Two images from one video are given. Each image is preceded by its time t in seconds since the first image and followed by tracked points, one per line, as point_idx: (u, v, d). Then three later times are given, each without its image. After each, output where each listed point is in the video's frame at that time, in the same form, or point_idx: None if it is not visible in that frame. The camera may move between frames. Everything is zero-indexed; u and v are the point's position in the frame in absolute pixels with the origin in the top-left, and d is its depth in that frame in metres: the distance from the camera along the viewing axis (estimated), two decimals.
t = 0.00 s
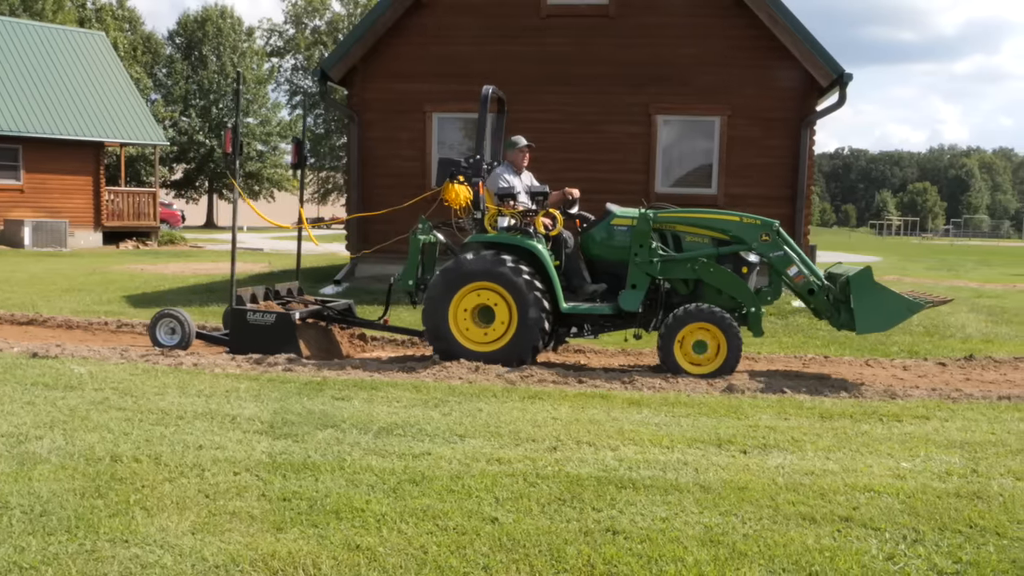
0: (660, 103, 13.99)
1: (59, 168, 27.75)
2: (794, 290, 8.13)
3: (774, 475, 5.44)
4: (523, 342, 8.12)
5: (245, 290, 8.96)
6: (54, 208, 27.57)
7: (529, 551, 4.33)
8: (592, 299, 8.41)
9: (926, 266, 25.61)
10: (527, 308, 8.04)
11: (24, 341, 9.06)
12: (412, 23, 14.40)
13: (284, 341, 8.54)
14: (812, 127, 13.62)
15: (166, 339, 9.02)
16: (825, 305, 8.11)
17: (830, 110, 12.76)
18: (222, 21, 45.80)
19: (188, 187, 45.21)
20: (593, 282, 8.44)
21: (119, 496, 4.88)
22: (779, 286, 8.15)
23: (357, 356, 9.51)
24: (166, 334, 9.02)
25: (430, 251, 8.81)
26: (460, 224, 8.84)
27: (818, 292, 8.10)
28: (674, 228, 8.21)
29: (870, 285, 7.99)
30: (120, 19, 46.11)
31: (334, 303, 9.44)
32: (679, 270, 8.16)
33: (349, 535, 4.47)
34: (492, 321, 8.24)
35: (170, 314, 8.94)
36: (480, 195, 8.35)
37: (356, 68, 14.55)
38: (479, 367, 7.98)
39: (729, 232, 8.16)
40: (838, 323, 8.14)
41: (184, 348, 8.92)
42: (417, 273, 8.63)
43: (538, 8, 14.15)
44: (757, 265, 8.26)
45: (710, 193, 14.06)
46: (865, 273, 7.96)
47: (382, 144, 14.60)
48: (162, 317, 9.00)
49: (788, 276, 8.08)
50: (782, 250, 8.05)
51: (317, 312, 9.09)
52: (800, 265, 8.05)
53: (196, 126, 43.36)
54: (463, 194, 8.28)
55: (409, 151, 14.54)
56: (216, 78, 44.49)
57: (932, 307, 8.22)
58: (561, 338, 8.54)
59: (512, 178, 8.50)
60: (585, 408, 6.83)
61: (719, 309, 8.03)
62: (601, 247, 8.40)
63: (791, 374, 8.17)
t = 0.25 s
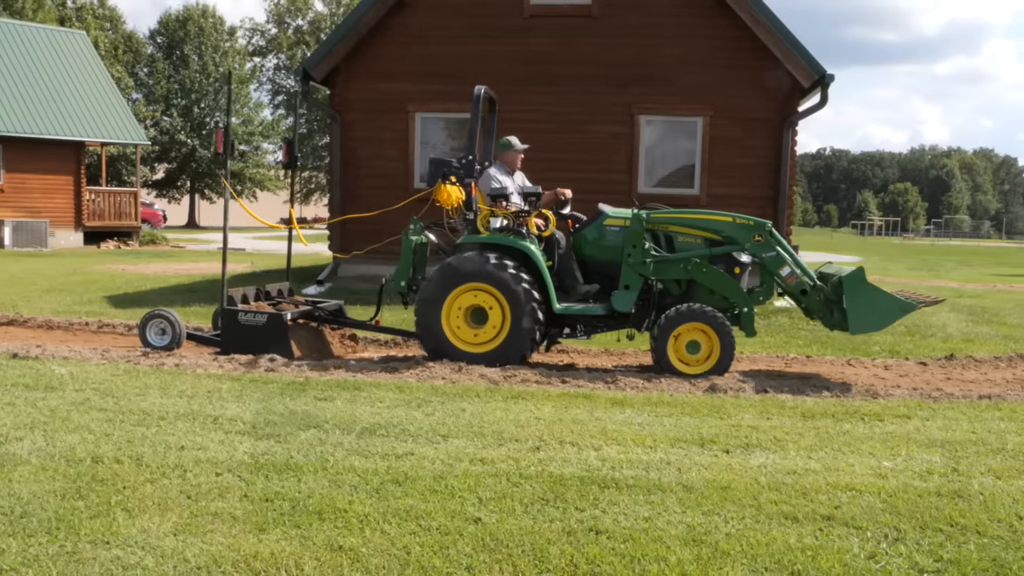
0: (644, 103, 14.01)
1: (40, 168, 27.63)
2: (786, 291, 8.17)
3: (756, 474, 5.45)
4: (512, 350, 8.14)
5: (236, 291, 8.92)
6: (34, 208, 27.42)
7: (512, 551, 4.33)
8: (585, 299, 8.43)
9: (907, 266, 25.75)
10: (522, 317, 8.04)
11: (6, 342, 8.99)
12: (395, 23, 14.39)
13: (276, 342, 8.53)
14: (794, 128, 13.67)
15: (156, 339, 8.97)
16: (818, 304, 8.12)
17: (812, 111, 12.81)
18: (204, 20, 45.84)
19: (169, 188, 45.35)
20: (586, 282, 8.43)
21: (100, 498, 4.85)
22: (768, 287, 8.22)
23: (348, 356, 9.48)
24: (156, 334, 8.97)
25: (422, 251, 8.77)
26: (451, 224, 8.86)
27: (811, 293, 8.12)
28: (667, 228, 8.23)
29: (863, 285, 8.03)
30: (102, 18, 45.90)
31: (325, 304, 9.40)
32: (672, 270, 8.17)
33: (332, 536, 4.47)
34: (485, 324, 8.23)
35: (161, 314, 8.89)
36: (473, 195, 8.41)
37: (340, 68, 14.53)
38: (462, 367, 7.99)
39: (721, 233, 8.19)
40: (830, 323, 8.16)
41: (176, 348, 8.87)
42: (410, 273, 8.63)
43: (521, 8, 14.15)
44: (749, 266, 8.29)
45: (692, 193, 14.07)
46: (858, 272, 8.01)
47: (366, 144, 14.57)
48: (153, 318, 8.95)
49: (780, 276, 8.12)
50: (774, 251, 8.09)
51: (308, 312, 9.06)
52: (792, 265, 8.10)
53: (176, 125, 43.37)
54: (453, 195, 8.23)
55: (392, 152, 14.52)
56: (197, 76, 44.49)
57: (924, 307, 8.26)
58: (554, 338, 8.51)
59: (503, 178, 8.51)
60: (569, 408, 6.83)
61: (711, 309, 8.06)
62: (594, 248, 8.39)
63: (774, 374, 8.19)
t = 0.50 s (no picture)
0: (628, 103, 14.03)
1: (21, 168, 27.50)
2: (780, 291, 8.19)
3: (740, 474, 5.47)
4: (501, 356, 8.17)
5: (229, 290, 8.90)
6: (16, 208, 27.26)
7: (497, 551, 4.33)
8: (579, 299, 8.39)
9: (891, 266, 25.84)
10: (517, 326, 8.07)
11: None
12: (378, 23, 14.37)
13: (269, 343, 8.51)
14: (777, 128, 13.73)
15: (147, 340, 8.94)
16: (811, 304, 8.16)
17: (795, 112, 12.85)
18: (188, 19, 45.70)
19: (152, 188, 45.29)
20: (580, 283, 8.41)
21: (83, 499, 4.83)
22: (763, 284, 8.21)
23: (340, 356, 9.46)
24: (147, 335, 8.94)
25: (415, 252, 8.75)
26: (444, 224, 8.79)
27: (805, 292, 8.15)
28: (661, 228, 8.23)
29: (857, 285, 8.05)
30: (86, 17, 45.68)
31: (317, 304, 9.38)
32: (666, 271, 8.18)
33: (316, 536, 4.46)
34: (479, 327, 8.23)
35: (152, 315, 8.86)
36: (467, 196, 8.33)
37: (324, 68, 14.49)
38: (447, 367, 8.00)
39: (715, 233, 8.21)
40: (824, 323, 8.17)
41: (167, 349, 8.84)
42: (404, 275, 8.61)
43: (506, 8, 14.15)
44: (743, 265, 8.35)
45: (677, 193, 14.11)
46: (853, 272, 8.03)
47: (351, 144, 14.55)
48: (144, 319, 8.92)
49: (774, 277, 8.12)
50: (768, 251, 8.08)
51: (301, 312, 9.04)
52: (786, 265, 8.10)
53: (160, 125, 43.25)
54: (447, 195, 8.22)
55: (377, 152, 14.50)
56: (181, 75, 44.42)
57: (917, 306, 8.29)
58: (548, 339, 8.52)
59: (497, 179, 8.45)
60: (553, 408, 6.84)
61: (706, 309, 8.08)
62: (588, 248, 8.39)
63: (759, 375, 8.20)
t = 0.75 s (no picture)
0: (618, 103, 14.04)
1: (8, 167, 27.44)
2: (780, 290, 8.20)
3: (730, 473, 5.47)
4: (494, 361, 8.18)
5: (227, 291, 8.88)
6: (3, 207, 27.15)
7: (489, 551, 4.33)
8: (580, 300, 8.41)
9: (881, 266, 25.89)
10: (516, 335, 8.07)
11: None
12: (368, 24, 14.36)
13: (269, 343, 8.49)
14: (767, 129, 13.77)
15: (145, 340, 8.92)
16: (810, 304, 8.18)
17: (785, 112, 12.87)
18: (178, 19, 45.59)
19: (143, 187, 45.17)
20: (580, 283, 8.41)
21: (72, 500, 4.82)
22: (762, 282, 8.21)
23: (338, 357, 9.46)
24: (146, 335, 8.92)
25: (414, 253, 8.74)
26: (444, 224, 8.79)
27: (804, 292, 8.17)
28: (661, 228, 8.24)
29: (857, 285, 8.07)
30: (75, 17, 45.54)
31: (316, 304, 9.37)
32: (666, 271, 8.19)
33: (306, 537, 4.45)
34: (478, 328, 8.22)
35: (150, 316, 8.84)
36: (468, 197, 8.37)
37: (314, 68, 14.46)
38: (437, 367, 8.01)
39: (715, 233, 8.22)
40: (824, 323, 8.20)
41: (165, 351, 8.82)
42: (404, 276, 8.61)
43: (496, 8, 14.15)
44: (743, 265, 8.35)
45: (666, 193, 14.10)
46: (853, 273, 8.05)
47: (341, 144, 14.53)
48: (143, 320, 8.89)
49: (774, 277, 8.14)
50: (767, 251, 8.09)
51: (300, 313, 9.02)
52: (786, 265, 8.12)
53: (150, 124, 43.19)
54: (448, 195, 8.20)
55: (367, 152, 14.48)
56: (170, 75, 44.37)
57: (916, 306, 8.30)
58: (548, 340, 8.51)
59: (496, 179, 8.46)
60: (544, 408, 6.84)
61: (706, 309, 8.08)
62: (588, 248, 8.39)
63: (750, 374, 8.21)
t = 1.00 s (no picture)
0: (609, 103, 14.05)
1: None
2: (780, 291, 8.21)
3: (720, 473, 5.48)
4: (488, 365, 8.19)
5: (226, 291, 8.85)
6: None
7: (479, 551, 4.33)
8: (580, 300, 8.38)
9: (869, 266, 25.95)
10: (513, 343, 8.09)
11: None
12: (359, 23, 14.33)
13: (268, 344, 8.46)
14: (757, 129, 13.81)
15: (143, 340, 8.89)
16: (810, 304, 8.19)
17: (774, 112, 12.90)
18: (167, 19, 45.46)
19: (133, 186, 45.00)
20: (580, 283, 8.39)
21: (61, 501, 4.80)
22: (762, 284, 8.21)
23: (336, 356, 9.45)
24: (145, 337, 8.89)
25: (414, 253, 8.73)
26: (444, 224, 8.78)
27: (804, 293, 8.18)
28: (661, 229, 8.24)
29: (856, 285, 8.10)
30: (63, 16, 45.37)
31: (314, 305, 9.35)
32: (666, 272, 8.20)
33: (297, 537, 4.44)
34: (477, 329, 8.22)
35: (147, 316, 8.81)
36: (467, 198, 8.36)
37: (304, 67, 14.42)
38: (428, 367, 8.01)
39: (715, 233, 8.22)
40: (824, 323, 8.23)
41: (162, 352, 8.79)
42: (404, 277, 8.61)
43: (487, 8, 14.15)
44: (743, 266, 8.36)
45: (657, 193, 14.12)
46: (853, 273, 8.09)
47: (331, 144, 14.51)
48: (141, 320, 8.85)
49: (774, 277, 8.14)
50: (767, 252, 8.10)
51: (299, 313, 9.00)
52: (786, 266, 8.12)
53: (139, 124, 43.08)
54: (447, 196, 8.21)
55: (357, 151, 14.47)
56: (160, 75, 44.28)
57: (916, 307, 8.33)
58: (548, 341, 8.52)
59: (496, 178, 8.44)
60: (535, 408, 6.84)
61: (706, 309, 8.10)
62: (587, 248, 8.40)
63: (740, 374, 8.22)
